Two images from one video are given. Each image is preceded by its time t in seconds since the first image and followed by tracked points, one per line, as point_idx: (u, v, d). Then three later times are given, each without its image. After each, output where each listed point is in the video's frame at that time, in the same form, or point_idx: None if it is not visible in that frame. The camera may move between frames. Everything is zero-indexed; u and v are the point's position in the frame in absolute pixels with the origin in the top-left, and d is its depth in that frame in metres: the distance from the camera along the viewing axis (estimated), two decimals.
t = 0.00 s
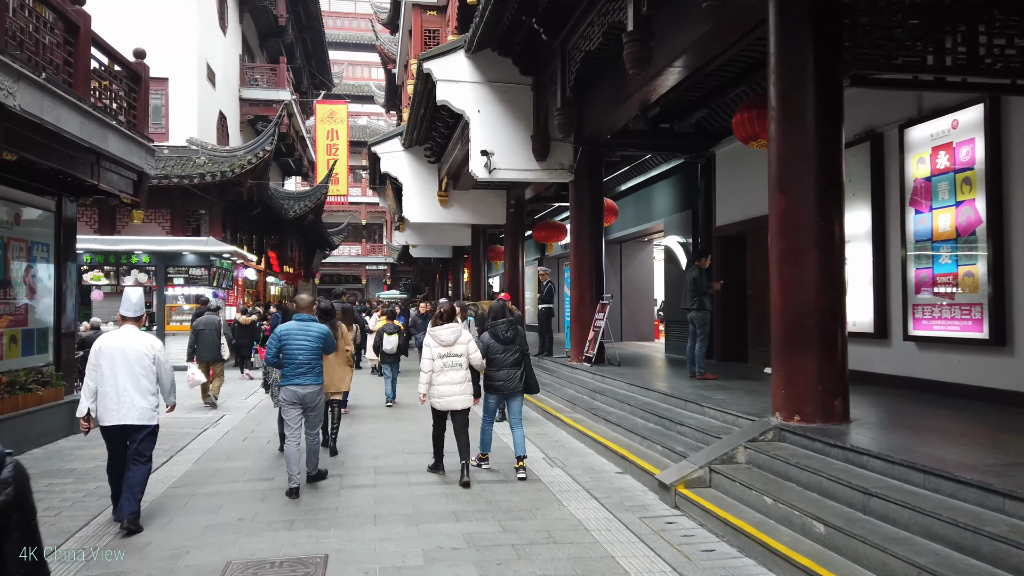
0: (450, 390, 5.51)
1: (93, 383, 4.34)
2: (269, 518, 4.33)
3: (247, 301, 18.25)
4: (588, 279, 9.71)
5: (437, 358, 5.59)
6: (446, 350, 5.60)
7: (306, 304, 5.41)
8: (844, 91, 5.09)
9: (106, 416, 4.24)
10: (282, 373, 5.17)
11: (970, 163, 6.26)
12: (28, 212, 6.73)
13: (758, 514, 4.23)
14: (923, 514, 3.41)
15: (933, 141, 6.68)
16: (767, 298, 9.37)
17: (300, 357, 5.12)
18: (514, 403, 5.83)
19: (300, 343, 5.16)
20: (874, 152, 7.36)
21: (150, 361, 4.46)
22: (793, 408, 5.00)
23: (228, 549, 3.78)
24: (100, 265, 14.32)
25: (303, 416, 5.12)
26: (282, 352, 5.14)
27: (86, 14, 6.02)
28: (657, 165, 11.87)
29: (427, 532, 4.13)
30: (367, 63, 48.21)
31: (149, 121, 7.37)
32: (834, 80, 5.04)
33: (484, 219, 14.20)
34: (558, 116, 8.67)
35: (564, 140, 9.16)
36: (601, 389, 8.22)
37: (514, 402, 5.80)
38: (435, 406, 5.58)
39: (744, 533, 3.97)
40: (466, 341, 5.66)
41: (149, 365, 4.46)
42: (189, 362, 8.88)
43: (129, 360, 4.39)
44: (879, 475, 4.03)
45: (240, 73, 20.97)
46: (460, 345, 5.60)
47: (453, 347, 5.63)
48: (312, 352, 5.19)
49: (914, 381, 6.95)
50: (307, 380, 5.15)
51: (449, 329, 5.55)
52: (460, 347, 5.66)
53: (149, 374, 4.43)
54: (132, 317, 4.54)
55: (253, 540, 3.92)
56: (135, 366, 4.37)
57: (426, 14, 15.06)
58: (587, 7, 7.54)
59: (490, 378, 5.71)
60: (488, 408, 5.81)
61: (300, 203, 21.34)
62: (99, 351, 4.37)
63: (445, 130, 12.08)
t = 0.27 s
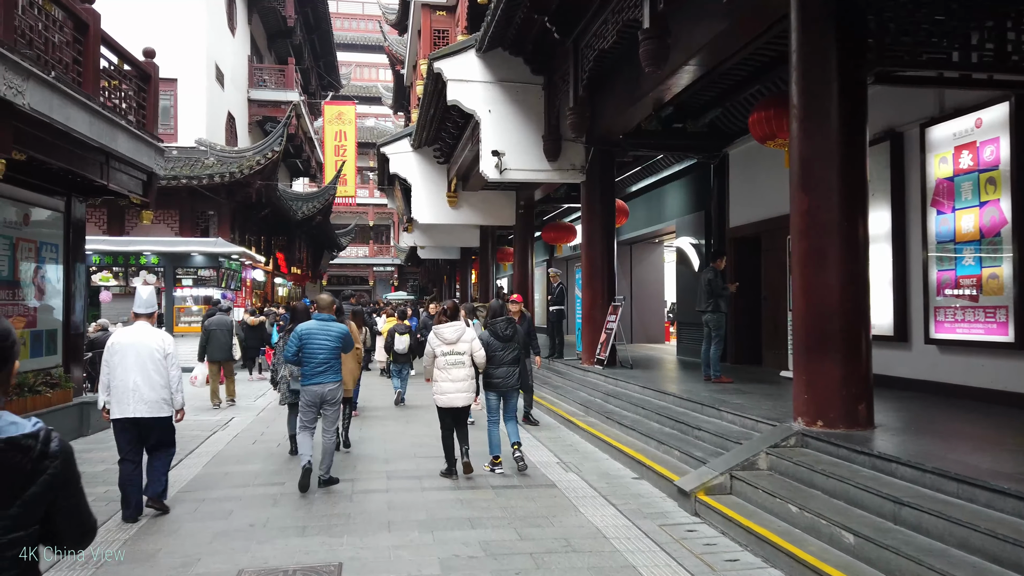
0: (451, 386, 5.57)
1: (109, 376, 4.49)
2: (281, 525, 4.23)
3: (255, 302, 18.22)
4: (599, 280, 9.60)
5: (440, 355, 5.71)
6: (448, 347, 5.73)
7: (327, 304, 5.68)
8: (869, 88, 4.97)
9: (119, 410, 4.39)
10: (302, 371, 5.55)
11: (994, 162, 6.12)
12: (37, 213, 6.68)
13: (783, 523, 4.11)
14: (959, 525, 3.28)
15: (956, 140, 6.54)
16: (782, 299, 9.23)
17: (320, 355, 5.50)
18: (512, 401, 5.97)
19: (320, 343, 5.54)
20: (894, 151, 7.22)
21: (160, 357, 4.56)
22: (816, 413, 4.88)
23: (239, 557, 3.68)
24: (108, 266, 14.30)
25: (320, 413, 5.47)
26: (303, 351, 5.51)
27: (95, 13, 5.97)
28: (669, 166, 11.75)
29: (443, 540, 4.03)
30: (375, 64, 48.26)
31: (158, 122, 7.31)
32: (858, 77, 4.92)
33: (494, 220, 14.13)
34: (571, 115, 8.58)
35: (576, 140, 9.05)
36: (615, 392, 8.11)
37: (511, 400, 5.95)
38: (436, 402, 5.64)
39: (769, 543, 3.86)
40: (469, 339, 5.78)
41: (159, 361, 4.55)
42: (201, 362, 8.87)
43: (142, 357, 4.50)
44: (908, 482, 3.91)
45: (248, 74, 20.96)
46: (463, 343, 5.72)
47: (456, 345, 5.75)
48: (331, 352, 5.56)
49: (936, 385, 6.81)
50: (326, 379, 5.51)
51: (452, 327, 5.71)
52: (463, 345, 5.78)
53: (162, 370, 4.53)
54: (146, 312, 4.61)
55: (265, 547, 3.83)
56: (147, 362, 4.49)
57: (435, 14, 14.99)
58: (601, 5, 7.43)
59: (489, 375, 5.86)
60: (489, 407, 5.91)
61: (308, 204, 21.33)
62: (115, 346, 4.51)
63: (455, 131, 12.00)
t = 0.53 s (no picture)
0: (461, 390, 5.52)
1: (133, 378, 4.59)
2: (293, 532, 4.17)
3: (266, 303, 18.24)
4: (613, 283, 9.50)
5: (451, 359, 5.65)
6: (460, 352, 5.68)
7: (343, 306, 5.66)
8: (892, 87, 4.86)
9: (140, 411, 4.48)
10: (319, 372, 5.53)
11: (1018, 163, 5.99)
12: (49, 215, 6.66)
13: (806, 533, 4.01)
14: (991, 537, 3.17)
15: (978, 141, 6.41)
16: (798, 302, 9.11)
17: (337, 357, 5.48)
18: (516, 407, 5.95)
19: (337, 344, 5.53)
20: (915, 152, 7.09)
21: (183, 362, 4.64)
22: (839, 419, 4.77)
23: (252, 565, 3.63)
24: (120, 268, 14.34)
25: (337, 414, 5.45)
26: (320, 353, 5.49)
27: (108, 14, 5.96)
28: (683, 167, 11.65)
29: (458, 548, 3.96)
30: (385, 66, 48.37)
31: (170, 123, 7.29)
32: (881, 76, 4.81)
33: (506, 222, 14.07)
34: (584, 116, 8.51)
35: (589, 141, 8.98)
36: (629, 396, 8.02)
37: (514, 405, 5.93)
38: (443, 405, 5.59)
39: (792, 553, 3.76)
40: (480, 345, 5.75)
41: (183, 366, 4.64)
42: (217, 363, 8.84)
43: (165, 361, 4.60)
44: (936, 492, 3.80)
45: (259, 76, 21.01)
46: (475, 348, 5.68)
47: (467, 349, 5.71)
48: (348, 353, 5.55)
49: (958, 390, 6.68)
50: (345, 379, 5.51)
51: (465, 332, 5.67)
52: (474, 351, 5.73)
53: (184, 374, 4.61)
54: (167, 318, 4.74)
55: (278, 555, 3.78)
56: (170, 367, 4.56)
57: (446, 15, 14.96)
58: (616, 4, 7.36)
59: (496, 380, 5.83)
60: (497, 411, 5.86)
61: (318, 206, 21.37)
62: (140, 349, 4.61)
63: (467, 132, 11.95)
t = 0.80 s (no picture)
0: (472, 388, 5.69)
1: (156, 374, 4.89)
2: (306, 536, 4.15)
3: (279, 305, 18.31)
4: (626, 284, 9.42)
5: (461, 358, 5.81)
6: (471, 351, 5.83)
7: (353, 311, 5.69)
8: (911, 85, 4.77)
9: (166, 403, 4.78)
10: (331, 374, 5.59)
11: None
12: (63, 217, 6.70)
13: (825, 539, 3.94)
14: (1016, 544, 3.09)
15: (999, 140, 6.29)
16: (814, 304, 9.00)
17: (350, 360, 5.53)
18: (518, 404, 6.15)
19: (349, 347, 5.57)
20: (933, 151, 6.98)
21: (205, 356, 4.99)
22: (857, 423, 4.68)
23: (264, 569, 3.60)
24: (134, 270, 14.44)
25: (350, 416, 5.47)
26: (331, 355, 5.53)
27: (120, 17, 5.99)
28: (696, 168, 11.56)
29: (471, 553, 3.92)
30: (397, 68, 48.55)
31: (183, 125, 7.32)
32: (901, 73, 4.72)
33: (518, 223, 14.05)
34: (596, 116, 8.46)
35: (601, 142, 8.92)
36: (642, 398, 7.95)
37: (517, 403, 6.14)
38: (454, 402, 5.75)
39: (810, 560, 3.68)
40: (490, 345, 5.94)
41: (205, 360, 4.99)
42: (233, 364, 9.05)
43: (188, 356, 4.93)
44: (959, 498, 3.71)
45: (271, 79, 21.12)
46: (485, 348, 5.85)
47: (477, 349, 5.87)
48: (359, 356, 5.59)
49: (979, 394, 6.55)
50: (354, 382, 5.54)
51: (477, 332, 5.83)
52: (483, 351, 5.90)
53: (206, 368, 4.96)
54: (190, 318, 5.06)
55: (290, 559, 3.76)
56: (193, 361, 4.90)
57: (458, 16, 14.95)
58: (628, 4, 7.31)
59: (502, 379, 6.02)
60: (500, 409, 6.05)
61: (330, 208, 21.45)
62: (162, 346, 4.92)
63: (478, 134, 11.94)
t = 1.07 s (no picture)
0: (477, 389, 5.95)
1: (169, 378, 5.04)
2: (314, 539, 4.15)
3: (289, 308, 18.39)
4: (635, 286, 9.38)
5: (466, 359, 6.04)
6: (474, 353, 6.06)
7: (358, 311, 5.74)
8: (923, 85, 4.71)
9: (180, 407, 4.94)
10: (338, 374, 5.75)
11: None
12: (75, 221, 6.75)
13: (838, 544, 3.89)
14: None
15: (1013, 139, 6.21)
16: (826, 305, 8.92)
17: (358, 360, 5.70)
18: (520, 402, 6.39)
19: (356, 348, 5.74)
20: (947, 151, 6.89)
21: (216, 361, 5.13)
22: (870, 427, 4.63)
23: (273, 573, 3.61)
24: (146, 273, 14.55)
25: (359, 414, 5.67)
26: (339, 356, 5.71)
27: (130, 22, 6.05)
28: (706, 169, 11.51)
29: (479, 557, 3.91)
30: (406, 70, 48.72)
31: (192, 129, 7.37)
32: (913, 72, 4.66)
33: (527, 225, 14.06)
34: (605, 118, 8.44)
35: (611, 144, 8.89)
36: (653, 401, 7.91)
37: (519, 402, 6.38)
38: (460, 402, 6.00)
39: (822, 565, 3.64)
40: (492, 347, 6.17)
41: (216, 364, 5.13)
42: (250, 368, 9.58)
43: (200, 360, 5.07)
44: (975, 503, 3.65)
45: (282, 82, 21.23)
46: (488, 350, 6.08)
47: (480, 350, 6.10)
48: (367, 356, 5.75)
49: (994, 397, 6.46)
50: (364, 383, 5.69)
51: (480, 334, 6.04)
52: (486, 352, 6.13)
53: (217, 372, 5.11)
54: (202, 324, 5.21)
55: (299, 562, 3.75)
56: (205, 365, 5.05)
57: (467, 19, 14.98)
58: (637, 5, 7.28)
59: (503, 378, 6.26)
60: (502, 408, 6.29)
61: (340, 211, 21.54)
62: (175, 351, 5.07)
63: (487, 136, 11.95)
